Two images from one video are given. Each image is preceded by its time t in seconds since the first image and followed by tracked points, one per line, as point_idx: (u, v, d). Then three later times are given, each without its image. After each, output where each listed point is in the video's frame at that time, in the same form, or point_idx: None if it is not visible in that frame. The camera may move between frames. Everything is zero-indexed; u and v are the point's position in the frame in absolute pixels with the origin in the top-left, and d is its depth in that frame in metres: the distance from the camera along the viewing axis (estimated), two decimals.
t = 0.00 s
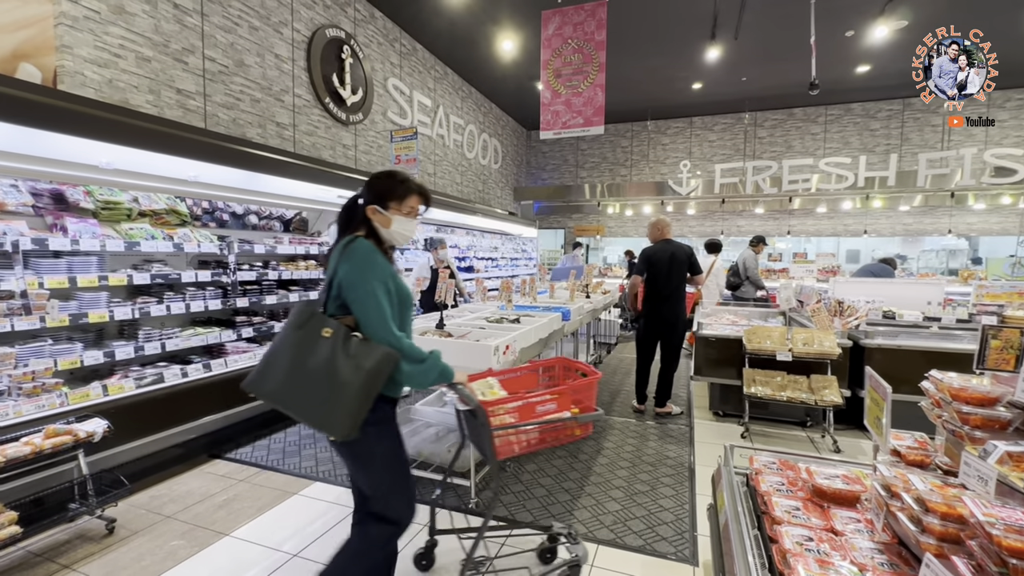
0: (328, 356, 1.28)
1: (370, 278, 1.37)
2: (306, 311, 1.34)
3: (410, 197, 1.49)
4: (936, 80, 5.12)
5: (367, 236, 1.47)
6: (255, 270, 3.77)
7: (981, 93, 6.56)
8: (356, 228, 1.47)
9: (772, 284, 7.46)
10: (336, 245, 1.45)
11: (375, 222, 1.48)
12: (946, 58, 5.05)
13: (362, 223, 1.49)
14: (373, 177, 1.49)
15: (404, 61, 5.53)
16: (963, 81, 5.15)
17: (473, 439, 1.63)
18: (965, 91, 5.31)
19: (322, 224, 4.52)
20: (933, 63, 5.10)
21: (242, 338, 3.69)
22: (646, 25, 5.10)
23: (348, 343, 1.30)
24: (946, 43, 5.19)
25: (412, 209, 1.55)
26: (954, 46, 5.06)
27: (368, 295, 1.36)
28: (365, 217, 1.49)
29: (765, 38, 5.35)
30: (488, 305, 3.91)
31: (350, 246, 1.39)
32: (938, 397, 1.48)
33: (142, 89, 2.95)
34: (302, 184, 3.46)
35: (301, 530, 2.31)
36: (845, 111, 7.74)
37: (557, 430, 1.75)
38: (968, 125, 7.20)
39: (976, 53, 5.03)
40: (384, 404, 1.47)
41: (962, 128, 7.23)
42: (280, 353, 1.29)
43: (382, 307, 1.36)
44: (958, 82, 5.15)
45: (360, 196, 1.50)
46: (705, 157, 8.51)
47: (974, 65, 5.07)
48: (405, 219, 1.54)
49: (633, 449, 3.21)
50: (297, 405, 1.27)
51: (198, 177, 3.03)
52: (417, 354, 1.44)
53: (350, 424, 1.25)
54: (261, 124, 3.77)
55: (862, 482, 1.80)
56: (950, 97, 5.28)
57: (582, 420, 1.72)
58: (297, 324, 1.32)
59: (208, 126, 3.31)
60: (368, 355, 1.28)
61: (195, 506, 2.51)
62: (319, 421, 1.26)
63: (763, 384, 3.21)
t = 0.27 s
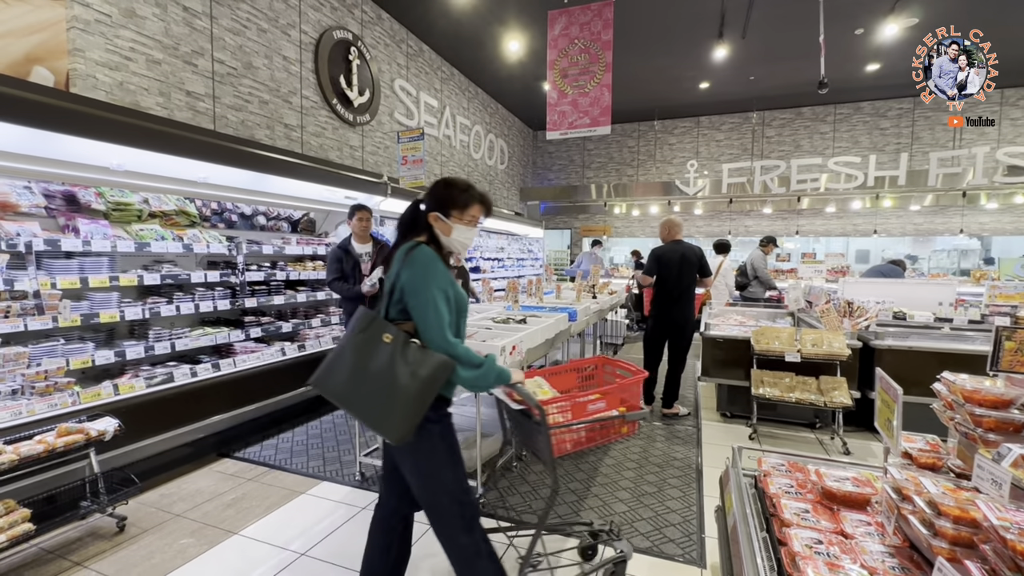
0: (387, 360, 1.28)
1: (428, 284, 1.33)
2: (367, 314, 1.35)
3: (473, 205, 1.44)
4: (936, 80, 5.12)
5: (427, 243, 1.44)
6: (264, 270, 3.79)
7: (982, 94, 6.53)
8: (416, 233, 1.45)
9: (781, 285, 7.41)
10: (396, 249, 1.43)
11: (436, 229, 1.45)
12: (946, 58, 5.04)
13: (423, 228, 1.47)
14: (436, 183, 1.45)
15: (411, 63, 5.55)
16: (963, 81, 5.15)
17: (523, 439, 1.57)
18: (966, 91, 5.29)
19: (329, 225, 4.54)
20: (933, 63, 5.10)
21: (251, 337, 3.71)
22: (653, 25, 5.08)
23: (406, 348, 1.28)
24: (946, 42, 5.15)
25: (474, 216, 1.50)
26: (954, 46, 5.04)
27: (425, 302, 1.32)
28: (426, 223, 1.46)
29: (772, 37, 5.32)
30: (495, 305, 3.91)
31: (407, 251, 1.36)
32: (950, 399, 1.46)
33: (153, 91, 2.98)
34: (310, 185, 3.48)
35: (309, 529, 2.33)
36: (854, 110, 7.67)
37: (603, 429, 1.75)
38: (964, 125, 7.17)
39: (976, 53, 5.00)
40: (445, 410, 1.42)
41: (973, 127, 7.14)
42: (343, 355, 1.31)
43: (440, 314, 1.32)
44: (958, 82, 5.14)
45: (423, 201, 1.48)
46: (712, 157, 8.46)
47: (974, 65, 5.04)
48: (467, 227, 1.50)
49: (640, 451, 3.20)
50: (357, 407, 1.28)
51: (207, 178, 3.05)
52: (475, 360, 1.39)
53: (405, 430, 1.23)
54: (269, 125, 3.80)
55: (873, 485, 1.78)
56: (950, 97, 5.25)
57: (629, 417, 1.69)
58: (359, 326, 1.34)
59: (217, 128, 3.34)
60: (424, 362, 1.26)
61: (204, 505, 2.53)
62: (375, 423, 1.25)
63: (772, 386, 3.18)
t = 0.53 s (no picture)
0: (455, 363, 1.34)
1: (497, 287, 1.41)
2: (436, 317, 1.42)
3: (542, 211, 1.50)
4: (936, 81, 5.34)
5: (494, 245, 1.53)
6: (269, 271, 3.81)
7: (983, 93, 6.52)
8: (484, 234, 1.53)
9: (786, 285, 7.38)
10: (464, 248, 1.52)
11: (503, 231, 1.54)
12: (945, 58, 5.20)
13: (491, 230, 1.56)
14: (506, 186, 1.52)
15: (415, 63, 5.56)
16: (963, 82, 5.36)
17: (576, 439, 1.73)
18: (965, 91, 5.45)
19: (334, 225, 4.55)
20: (933, 63, 5.28)
21: (256, 337, 3.72)
22: (657, 24, 5.08)
23: (473, 352, 1.34)
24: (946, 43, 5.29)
25: (541, 221, 1.56)
26: (953, 46, 5.18)
27: (493, 304, 1.40)
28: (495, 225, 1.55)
29: (777, 36, 5.31)
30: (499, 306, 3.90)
31: (477, 253, 1.44)
32: (958, 401, 1.45)
33: (159, 93, 3.00)
34: (315, 185, 3.49)
35: (314, 528, 2.34)
36: (860, 109, 7.63)
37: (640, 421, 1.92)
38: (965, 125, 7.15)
39: (975, 53, 5.17)
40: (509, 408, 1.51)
41: (981, 126, 7.10)
42: (411, 357, 1.38)
43: (507, 316, 1.41)
44: (957, 81, 5.37)
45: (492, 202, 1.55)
46: (716, 157, 8.44)
47: (973, 65, 5.22)
48: (533, 230, 1.57)
49: (644, 451, 3.19)
50: (426, 406, 1.33)
51: (213, 179, 3.07)
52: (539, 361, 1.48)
53: (472, 432, 1.28)
54: (275, 126, 3.82)
55: (879, 486, 1.78)
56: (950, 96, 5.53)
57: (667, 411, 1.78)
58: (427, 330, 1.40)
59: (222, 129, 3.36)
60: (490, 365, 1.31)
61: (209, 504, 2.54)
62: (443, 425, 1.31)
63: (777, 386, 3.17)
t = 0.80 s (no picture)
0: (516, 358, 1.33)
1: (554, 285, 1.47)
2: (492, 313, 1.41)
3: (597, 212, 1.55)
4: (937, 81, 5.23)
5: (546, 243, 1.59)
6: (271, 270, 3.82)
7: (984, 93, 6.51)
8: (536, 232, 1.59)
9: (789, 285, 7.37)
10: (518, 244, 1.56)
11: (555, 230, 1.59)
12: (946, 58, 5.13)
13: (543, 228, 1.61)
14: (561, 185, 1.57)
15: (417, 63, 5.57)
16: (963, 81, 5.27)
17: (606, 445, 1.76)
18: (966, 91, 5.39)
19: (336, 225, 4.54)
20: (933, 63, 5.18)
21: (258, 337, 3.73)
22: (659, 24, 5.08)
23: (534, 347, 1.34)
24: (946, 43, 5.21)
25: (593, 222, 1.62)
26: (954, 45, 5.12)
27: (550, 302, 1.46)
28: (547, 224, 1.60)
29: (779, 36, 5.29)
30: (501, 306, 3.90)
31: (534, 251, 1.49)
32: (961, 401, 1.44)
33: (162, 93, 3.01)
34: (317, 185, 3.50)
35: (315, 528, 2.34)
36: (863, 109, 7.61)
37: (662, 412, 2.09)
38: (966, 125, 7.13)
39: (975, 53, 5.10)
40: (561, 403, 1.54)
41: (984, 126, 7.08)
42: (469, 354, 1.36)
43: (562, 315, 1.47)
44: (958, 82, 5.24)
45: (546, 200, 1.61)
46: (719, 157, 8.42)
47: (973, 65, 5.14)
48: (584, 231, 1.63)
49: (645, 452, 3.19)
50: (490, 402, 1.32)
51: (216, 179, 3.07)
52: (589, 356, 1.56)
53: (538, 427, 1.27)
54: (277, 126, 3.83)
55: (882, 487, 1.77)
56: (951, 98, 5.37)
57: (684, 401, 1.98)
58: (483, 327, 1.39)
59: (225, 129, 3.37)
60: (552, 359, 1.32)
61: (211, 503, 2.55)
62: (505, 421, 1.30)
63: (779, 386, 3.17)
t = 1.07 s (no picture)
0: (573, 360, 1.34)
1: (598, 288, 1.55)
2: (541, 317, 1.41)
3: (632, 218, 1.67)
4: (937, 80, 5.13)
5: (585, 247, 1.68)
6: (270, 270, 3.82)
7: (983, 93, 6.52)
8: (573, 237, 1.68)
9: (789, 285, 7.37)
10: (558, 249, 1.63)
11: (591, 235, 1.69)
12: (946, 58, 5.04)
13: (580, 233, 1.70)
14: (599, 193, 1.67)
15: (416, 63, 5.56)
16: (963, 81, 5.16)
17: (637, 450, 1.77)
18: (966, 91, 5.29)
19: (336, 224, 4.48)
20: (934, 63, 5.11)
21: (258, 336, 3.74)
22: (658, 24, 5.08)
23: (588, 348, 1.36)
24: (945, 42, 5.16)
25: (627, 228, 1.74)
26: (953, 46, 5.05)
27: (595, 304, 1.53)
28: (583, 229, 1.69)
29: (778, 36, 5.29)
30: (501, 305, 3.90)
31: (577, 255, 1.55)
32: (960, 401, 1.45)
33: (161, 92, 3.01)
34: (317, 185, 3.50)
35: (315, 528, 2.34)
36: (862, 109, 7.61)
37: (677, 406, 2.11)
38: (967, 124, 7.13)
39: (976, 53, 5.01)
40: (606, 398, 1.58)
41: (983, 126, 7.08)
42: (522, 359, 1.36)
43: (606, 315, 1.55)
44: (958, 82, 5.14)
45: (582, 206, 1.70)
46: (718, 157, 8.42)
47: (974, 65, 5.04)
48: (619, 236, 1.75)
49: (644, 451, 3.19)
50: (546, 405, 1.33)
51: (215, 178, 3.07)
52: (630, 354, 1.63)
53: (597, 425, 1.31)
54: (276, 125, 3.82)
55: (880, 487, 1.77)
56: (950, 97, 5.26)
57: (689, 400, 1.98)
58: (534, 330, 1.39)
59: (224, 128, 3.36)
60: (607, 359, 1.35)
61: (210, 503, 2.55)
62: (567, 424, 1.31)
63: (778, 386, 3.17)
